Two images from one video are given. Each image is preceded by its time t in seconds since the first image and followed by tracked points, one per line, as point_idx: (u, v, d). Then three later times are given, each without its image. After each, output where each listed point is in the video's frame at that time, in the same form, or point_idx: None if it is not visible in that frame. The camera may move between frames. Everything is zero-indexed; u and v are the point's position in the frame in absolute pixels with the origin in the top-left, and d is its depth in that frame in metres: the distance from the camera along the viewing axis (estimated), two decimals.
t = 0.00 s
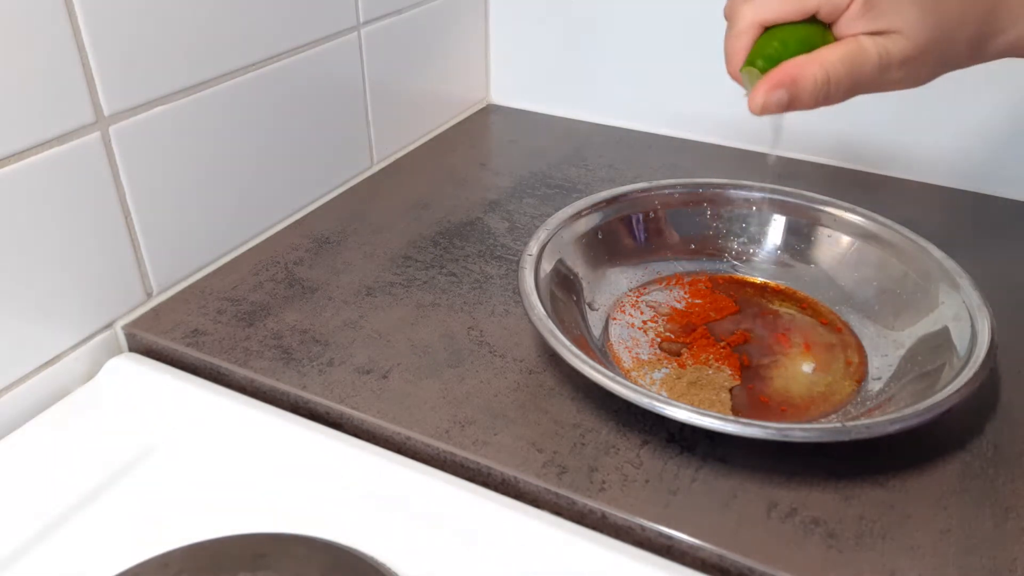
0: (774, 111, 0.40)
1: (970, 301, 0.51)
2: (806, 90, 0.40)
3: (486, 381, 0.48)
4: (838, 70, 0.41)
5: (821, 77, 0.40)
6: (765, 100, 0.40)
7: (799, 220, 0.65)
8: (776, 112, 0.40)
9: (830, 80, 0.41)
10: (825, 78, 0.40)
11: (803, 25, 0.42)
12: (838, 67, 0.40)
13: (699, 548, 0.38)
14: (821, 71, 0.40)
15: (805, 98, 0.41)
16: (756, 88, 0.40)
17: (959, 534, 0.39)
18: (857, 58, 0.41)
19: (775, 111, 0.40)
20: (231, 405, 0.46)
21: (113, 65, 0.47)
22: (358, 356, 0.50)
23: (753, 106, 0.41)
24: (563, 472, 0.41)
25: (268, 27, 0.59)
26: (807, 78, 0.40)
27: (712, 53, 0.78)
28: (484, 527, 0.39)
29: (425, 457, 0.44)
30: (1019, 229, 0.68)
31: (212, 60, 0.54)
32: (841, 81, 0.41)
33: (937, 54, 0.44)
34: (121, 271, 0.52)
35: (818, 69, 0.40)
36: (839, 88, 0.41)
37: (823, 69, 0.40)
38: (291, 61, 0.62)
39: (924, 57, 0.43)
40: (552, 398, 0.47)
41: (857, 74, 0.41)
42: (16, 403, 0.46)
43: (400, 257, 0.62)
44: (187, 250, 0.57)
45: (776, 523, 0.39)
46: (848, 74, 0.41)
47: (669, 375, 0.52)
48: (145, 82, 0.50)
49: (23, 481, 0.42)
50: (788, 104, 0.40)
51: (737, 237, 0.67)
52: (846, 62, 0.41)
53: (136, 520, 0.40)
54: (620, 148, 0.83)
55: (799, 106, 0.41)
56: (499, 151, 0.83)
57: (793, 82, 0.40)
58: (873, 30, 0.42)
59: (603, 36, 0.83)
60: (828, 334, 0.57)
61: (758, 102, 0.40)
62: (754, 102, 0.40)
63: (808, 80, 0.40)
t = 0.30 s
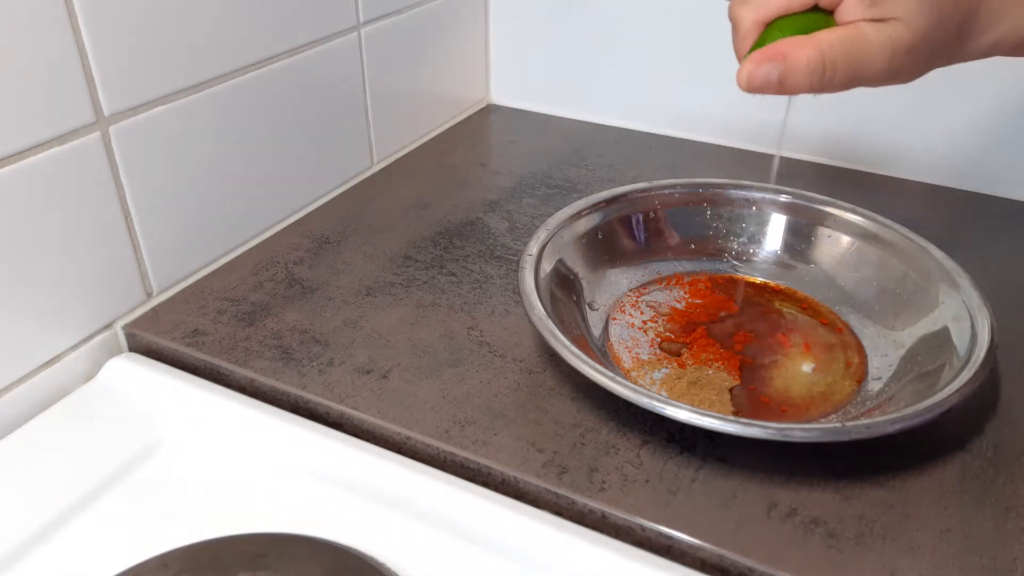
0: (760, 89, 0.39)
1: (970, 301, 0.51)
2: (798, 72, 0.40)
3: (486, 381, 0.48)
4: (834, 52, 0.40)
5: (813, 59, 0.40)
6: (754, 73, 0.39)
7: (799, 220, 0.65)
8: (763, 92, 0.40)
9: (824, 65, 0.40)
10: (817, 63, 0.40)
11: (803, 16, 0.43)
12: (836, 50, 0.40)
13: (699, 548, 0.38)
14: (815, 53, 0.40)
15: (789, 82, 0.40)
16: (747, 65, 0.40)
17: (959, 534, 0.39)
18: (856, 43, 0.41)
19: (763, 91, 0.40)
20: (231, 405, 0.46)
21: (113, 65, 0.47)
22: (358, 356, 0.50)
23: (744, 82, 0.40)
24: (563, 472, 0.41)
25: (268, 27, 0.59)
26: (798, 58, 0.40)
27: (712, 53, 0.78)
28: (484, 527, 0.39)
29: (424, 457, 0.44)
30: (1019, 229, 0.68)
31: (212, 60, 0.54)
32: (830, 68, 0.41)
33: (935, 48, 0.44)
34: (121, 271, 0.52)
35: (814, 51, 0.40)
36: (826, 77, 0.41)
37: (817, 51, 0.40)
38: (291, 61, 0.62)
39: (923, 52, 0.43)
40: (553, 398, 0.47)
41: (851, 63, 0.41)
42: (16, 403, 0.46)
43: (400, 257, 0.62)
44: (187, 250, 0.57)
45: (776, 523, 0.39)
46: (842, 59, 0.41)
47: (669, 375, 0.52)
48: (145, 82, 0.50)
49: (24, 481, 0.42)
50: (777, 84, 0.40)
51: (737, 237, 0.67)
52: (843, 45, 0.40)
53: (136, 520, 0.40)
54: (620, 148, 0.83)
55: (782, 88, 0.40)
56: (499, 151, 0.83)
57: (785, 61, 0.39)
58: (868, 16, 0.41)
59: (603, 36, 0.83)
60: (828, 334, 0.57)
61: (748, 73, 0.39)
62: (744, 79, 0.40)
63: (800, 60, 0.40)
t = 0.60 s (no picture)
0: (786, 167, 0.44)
1: (970, 300, 0.51)
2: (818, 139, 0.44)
3: (486, 381, 0.48)
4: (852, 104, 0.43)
5: (834, 120, 0.43)
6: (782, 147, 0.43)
7: (799, 220, 0.65)
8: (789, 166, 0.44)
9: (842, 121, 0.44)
10: (834, 120, 0.44)
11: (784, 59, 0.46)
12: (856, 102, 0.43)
13: (699, 548, 0.38)
14: (836, 112, 0.43)
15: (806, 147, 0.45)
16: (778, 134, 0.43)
17: (958, 534, 0.39)
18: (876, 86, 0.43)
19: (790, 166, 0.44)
20: (231, 405, 0.46)
21: (113, 65, 0.47)
22: (358, 356, 0.50)
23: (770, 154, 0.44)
24: (563, 472, 0.41)
25: (268, 27, 0.59)
26: (819, 124, 0.43)
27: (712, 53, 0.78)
28: (484, 526, 0.39)
29: (424, 457, 0.44)
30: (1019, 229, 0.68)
31: (212, 60, 0.54)
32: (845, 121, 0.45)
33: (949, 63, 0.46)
34: (121, 271, 0.52)
35: (831, 111, 0.43)
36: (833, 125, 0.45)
37: (834, 109, 0.43)
38: (292, 61, 0.62)
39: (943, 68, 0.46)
40: (553, 398, 0.47)
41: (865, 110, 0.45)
42: (17, 403, 0.46)
43: (400, 257, 0.62)
44: (187, 250, 0.57)
45: (776, 524, 0.39)
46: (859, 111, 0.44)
47: (669, 375, 0.52)
48: (145, 82, 0.50)
49: (24, 481, 0.42)
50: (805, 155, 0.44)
51: (737, 237, 0.67)
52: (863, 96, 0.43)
53: (136, 520, 0.40)
54: (619, 148, 0.83)
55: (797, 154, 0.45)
56: (499, 151, 0.83)
57: (809, 131, 0.43)
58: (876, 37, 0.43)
59: (603, 36, 0.83)
60: (829, 333, 0.57)
61: (780, 154, 0.43)
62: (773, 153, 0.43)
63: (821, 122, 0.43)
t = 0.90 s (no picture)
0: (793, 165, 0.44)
1: (970, 301, 0.51)
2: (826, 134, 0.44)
3: (486, 381, 0.48)
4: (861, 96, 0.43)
5: (841, 113, 0.43)
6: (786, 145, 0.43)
7: (800, 220, 0.65)
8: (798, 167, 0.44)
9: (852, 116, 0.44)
10: (843, 114, 0.43)
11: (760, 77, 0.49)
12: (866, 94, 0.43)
13: (699, 548, 0.38)
14: (842, 106, 0.43)
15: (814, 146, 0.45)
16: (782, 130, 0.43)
17: (958, 534, 0.39)
18: (885, 77, 0.43)
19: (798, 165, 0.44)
20: (231, 405, 0.46)
21: (113, 65, 0.47)
22: (358, 357, 0.50)
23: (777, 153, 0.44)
24: (563, 472, 0.41)
25: (268, 27, 0.59)
26: (825, 120, 0.43)
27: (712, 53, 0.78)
28: (484, 526, 0.39)
29: (424, 457, 0.44)
30: (1018, 229, 0.68)
31: (212, 59, 0.54)
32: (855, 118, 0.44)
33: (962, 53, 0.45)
34: (122, 271, 0.52)
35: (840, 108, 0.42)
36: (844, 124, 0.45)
37: (841, 102, 0.42)
38: (292, 61, 0.62)
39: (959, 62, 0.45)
40: (552, 398, 0.47)
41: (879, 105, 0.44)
42: (17, 403, 0.46)
43: (400, 257, 0.62)
44: (187, 251, 0.57)
45: (776, 524, 0.39)
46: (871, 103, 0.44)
47: (668, 375, 0.52)
48: (145, 83, 0.50)
49: (24, 482, 0.42)
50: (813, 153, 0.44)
51: (737, 237, 0.67)
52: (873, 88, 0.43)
53: (136, 520, 0.40)
54: (619, 148, 0.83)
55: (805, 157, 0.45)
56: (499, 151, 0.83)
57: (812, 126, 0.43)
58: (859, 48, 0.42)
59: (603, 36, 0.83)
60: (828, 333, 0.57)
61: (786, 151, 0.43)
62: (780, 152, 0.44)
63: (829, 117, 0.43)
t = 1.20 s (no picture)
0: (794, 195, 0.42)
1: (971, 304, 0.51)
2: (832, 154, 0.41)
3: (486, 381, 0.48)
4: (871, 103, 0.41)
5: (839, 173, 0.42)
6: (768, 149, 0.41)
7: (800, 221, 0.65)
8: (801, 198, 0.41)
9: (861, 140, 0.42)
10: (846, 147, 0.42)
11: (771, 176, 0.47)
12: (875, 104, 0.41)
13: (699, 548, 0.38)
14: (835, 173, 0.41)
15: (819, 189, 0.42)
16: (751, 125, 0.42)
17: (958, 534, 0.39)
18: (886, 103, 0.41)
19: (799, 195, 0.41)
20: (231, 405, 0.46)
21: (113, 65, 0.47)
22: (358, 357, 0.50)
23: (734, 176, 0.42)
24: (563, 472, 0.41)
25: (268, 26, 0.59)
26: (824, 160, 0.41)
27: (712, 53, 0.78)
28: (484, 526, 0.39)
29: (424, 457, 0.44)
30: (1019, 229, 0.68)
31: (212, 60, 0.54)
32: (870, 157, 0.41)
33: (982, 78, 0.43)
34: (122, 271, 0.52)
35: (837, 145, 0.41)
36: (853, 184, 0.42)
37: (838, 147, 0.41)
38: (292, 61, 0.62)
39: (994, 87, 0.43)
40: (552, 399, 0.47)
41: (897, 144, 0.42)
42: (17, 403, 0.46)
43: (400, 257, 0.62)
44: (187, 251, 0.57)
45: (776, 524, 0.39)
46: (883, 129, 0.41)
47: (668, 375, 0.52)
48: (145, 83, 0.50)
49: (24, 482, 0.42)
50: (816, 183, 0.41)
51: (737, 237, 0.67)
52: (885, 97, 0.41)
53: (136, 521, 0.40)
54: (619, 148, 0.83)
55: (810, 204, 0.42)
56: (499, 151, 0.83)
57: (806, 126, 0.41)
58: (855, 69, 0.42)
59: (603, 36, 0.83)
60: (829, 332, 0.57)
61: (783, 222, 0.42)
62: (746, 161, 0.41)
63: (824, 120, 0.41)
